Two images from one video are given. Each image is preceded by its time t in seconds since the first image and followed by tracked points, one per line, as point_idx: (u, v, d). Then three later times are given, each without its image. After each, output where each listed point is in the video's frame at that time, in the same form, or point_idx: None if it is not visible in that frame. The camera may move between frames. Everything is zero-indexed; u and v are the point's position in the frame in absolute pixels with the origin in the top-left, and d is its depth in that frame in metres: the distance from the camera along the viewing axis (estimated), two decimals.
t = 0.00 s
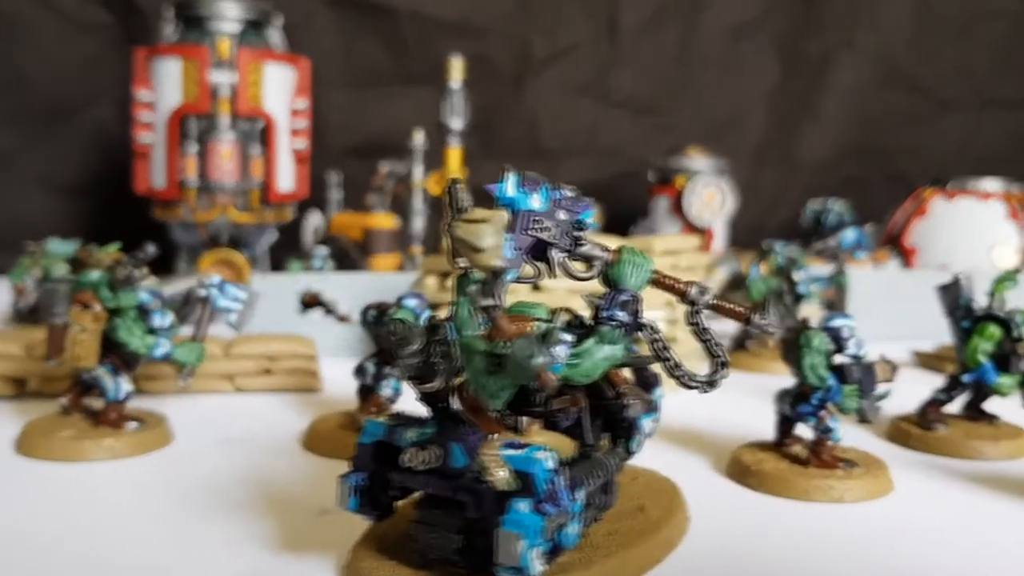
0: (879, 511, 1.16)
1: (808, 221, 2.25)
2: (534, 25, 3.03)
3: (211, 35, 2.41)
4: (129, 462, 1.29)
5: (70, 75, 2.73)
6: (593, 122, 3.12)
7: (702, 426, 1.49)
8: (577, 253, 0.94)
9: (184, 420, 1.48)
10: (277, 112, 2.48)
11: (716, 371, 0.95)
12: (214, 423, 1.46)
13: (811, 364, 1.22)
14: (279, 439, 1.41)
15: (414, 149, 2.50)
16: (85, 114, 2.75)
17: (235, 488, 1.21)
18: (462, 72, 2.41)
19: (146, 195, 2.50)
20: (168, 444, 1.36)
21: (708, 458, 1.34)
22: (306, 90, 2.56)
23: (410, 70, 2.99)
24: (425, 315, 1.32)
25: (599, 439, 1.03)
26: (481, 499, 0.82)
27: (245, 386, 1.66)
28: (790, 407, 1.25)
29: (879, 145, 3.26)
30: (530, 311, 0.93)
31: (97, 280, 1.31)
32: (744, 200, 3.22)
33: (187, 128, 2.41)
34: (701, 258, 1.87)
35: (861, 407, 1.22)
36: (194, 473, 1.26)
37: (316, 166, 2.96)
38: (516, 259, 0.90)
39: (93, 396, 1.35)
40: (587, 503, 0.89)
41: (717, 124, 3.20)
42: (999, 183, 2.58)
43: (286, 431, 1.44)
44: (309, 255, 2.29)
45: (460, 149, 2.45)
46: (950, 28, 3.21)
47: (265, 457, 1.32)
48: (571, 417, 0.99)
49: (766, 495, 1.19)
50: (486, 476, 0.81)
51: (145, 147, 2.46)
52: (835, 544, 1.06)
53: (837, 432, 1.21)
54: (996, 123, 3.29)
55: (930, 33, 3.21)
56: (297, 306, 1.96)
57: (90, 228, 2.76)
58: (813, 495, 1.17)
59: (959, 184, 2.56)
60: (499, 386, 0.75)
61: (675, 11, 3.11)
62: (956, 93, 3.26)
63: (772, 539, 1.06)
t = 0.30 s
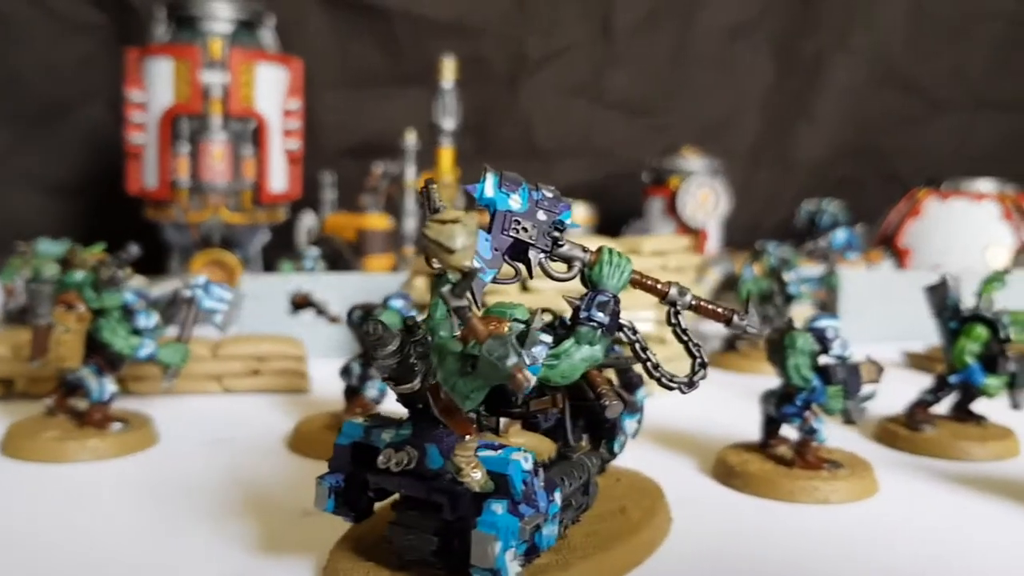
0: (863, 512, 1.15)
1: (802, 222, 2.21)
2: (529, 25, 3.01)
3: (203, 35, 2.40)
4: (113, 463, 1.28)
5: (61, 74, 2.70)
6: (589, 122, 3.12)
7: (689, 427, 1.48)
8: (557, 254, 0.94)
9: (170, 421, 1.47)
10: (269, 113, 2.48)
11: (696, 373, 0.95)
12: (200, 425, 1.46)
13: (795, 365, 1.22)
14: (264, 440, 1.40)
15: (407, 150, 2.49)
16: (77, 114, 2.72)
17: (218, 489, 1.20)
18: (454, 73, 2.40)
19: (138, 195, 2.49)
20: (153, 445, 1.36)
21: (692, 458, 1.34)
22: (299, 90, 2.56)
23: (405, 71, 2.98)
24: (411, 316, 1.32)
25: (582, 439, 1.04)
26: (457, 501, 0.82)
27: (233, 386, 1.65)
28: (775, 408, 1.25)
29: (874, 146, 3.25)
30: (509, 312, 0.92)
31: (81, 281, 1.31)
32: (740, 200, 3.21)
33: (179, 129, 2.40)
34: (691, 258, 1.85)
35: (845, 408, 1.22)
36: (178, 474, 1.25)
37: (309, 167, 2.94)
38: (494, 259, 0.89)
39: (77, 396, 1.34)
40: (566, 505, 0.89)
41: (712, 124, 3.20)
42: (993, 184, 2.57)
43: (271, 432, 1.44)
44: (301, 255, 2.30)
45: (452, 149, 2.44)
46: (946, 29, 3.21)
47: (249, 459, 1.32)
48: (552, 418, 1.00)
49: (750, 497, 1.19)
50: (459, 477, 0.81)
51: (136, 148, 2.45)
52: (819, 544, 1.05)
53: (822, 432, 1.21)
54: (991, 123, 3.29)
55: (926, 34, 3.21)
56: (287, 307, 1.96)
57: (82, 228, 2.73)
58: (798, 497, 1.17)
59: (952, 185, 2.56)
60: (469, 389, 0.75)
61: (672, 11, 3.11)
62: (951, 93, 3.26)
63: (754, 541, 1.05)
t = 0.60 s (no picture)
0: (845, 512, 1.15)
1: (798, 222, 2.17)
2: (524, 25, 3.01)
3: (195, 35, 2.40)
4: (97, 464, 1.28)
5: (56, 74, 2.70)
6: (583, 122, 3.12)
7: (676, 428, 1.49)
8: (535, 254, 0.93)
9: (157, 422, 1.47)
10: (261, 113, 2.48)
11: (674, 373, 0.95)
12: (186, 426, 1.46)
13: (777, 365, 1.22)
14: (250, 440, 1.40)
15: (399, 150, 2.49)
16: (72, 114, 2.72)
17: (202, 489, 1.20)
18: (446, 73, 2.40)
19: (130, 196, 2.49)
20: (138, 446, 1.36)
21: (676, 458, 1.34)
22: (291, 90, 2.56)
23: (399, 71, 2.98)
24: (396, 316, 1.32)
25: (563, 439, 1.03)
26: (432, 500, 0.82)
27: (221, 386, 1.66)
28: (759, 408, 1.25)
29: (869, 147, 3.25)
30: (488, 313, 0.92)
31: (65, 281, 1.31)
32: (735, 201, 3.21)
33: (171, 129, 2.40)
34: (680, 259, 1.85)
35: (830, 408, 1.22)
36: (161, 475, 1.25)
37: (304, 167, 2.94)
38: (472, 260, 0.89)
39: (63, 396, 1.34)
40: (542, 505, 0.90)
41: (707, 125, 3.20)
42: (987, 185, 2.57)
43: (256, 432, 1.44)
44: (292, 255, 2.30)
45: (444, 149, 2.44)
46: (941, 30, 3.21)
47: (234, 459, 1.32)
48: (531, 418, 1.01)
49: (733, 497, 1.19)
50: (433, 477, 0.81)
51: (129, 148, 2.45)
52: (798, 544, 1.05)
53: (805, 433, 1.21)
54: (986, 124, 3.29)
55: (921, 35, 3.21)
56: (277, 307, 1.97)
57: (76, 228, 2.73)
58: (781, 497, 1.17)
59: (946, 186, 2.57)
60: (442, 388, 0.76)
61: (667, 12, 3.10)
62: (946, 94, 3.26)
63: (735, 540, 1.06)
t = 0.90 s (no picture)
0: (829, 511, 1.15)
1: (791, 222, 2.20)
2: (519, 25, 3.01)
3: (189, 35, 2.41)
4: (85, 463, 1.29)
5: (51, 74, 2.70)
6: (579, 122, 3.12)
7: (662, 426, 1.49)
8: (518, 254, 0.93)
9: (147, 421, 1.48)
10: (256, 113, 2.48)
11: (656, 371, 0.95)
12: (174, 425, 1.46)
13: (763, 363, 1.23)
14: (238, 440, 1.40)
15: (392, 150, 2.49)
16: (67, 114, 2.73)
17: (187, 489, 1.21)
18: (440, 73, 2.40)
19: (124, 195, 2.49)
20: (127, 445, 1.37)
21: (663, 457, 1.34)
22: (286, 91, 2.56)
23: (394, 71, 2.98)
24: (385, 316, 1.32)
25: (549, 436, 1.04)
26: (413, 498, 0.83)
27: (211, 386, 1.66)
28: (745, 407, 1.26)
29: (865, 147, 3.25)
30: (470, 312, 0.93)
31: (53, 279, 1.31)
32: (729, 202, 3.22)
33: (166, 129, 2.41)
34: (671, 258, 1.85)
35: (816, 406, 1.22)
36: (148, 474, 1.25)
37: (299, 166, 2.94)
38: (455, 259, 0.89)
39: (51, 395, 1.35)
40: (521, 503, 0.91)
41: (702, 125, 3.20)
42: (980, 185, 2.58)
43: (245, 432, 1.44)
44: (285, 255, 2.30)
45: (438, 149, 2.44)
46: (936, 30, 3.21)
47: (223, 458, 1.32)
48: (514, 417, 1.01)
49: (718, 495, 1.19)
50: (413, 475, 0.81)
51: (123, 148, 2.45)
52: (782, 542, 1.06)
53: (790, 431, 1.21)
54: (981, 124, 3.29)
55: (916, 35, 3.21)
56: (269, 307, 1.97)
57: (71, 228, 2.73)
58: (766, 495, 1.17)
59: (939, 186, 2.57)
60: (418, 386, 0.76)
61: (662, 12, 3.10)
62: (941, 94, 3.26)
63: (718, 539, 1.06)
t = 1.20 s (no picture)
0: (818, 512, 1.15)
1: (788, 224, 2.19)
2: (517, 25, 3.01)
3: (185, 35, 2.40)
4: (75, 463, 1.29)
5: (47, 74, 2.70)
6: (576, 122, 3.12)
7: (654, 426, 1.49)
8: (504, 255, 0.93)
9: (138, 422, 1.48)
10: (252, 113, 2.48)
11: (641, 373, 0.95)
12: (165, 426, 1.46)
13: (752, 365, 1.22)
14: (228, 440, 1.40)
15: (388, 151, 2.49)
16: (64, 115, 2.73)
17: (175, 489, 1.21)
18: (436, 73, 2.40)
19: (120, 196, 2.49)
20: (118, 445, 1.37)
21: (654, 457, 1.34)
22: (282, 91, 2.56)
23: (391, 72, 2.98)
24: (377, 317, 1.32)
25: (538, 437, 1.04)
26: (396, 500, 0.83)
27: (204, 386, 1.66)
28: (735, 408, 1.25)
29: (862, 148, 3.25)
30: (457, 313, 0.93)
31: (42, 280, 1.30)
32: (727, 202, 3.22)
33: (161, 129, 2.41)
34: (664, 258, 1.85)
35: (806, 408, 1.22)
36: (138, 475, 1.25)
37: (296, 166, 2.94)
38: (440, 259, 0.89)
39: (43, 395, 1.35)
40: (506, 505, 0.91)
41: (700, 125, 3.20)
42: (978, 186, 2.57)
43: (237, 432, 1.44)
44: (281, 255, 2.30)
45: (433, 149, 2.44)
46: (934, 30, 3.21)
47: (213, 459, 1.32)
48: (502, 418, 1.01)
49: (707, 496, 1.19)
50: (396, 476, 0.81)
51: (119, 148, 2.46)
52: (770, 543, 1.06)
53: (780, 433, 1.21)
54: (979, 125, 3.29)
55: (914, 36, 3.21)
56: (263, 308, 1.97)
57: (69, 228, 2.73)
58: (755, 496, 1.17)
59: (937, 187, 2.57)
60: (400, 388, 0.76)
61: (660, 12, 3.10)
62: (940, 94, 3.25)
63: (707, 541, 1.05)
